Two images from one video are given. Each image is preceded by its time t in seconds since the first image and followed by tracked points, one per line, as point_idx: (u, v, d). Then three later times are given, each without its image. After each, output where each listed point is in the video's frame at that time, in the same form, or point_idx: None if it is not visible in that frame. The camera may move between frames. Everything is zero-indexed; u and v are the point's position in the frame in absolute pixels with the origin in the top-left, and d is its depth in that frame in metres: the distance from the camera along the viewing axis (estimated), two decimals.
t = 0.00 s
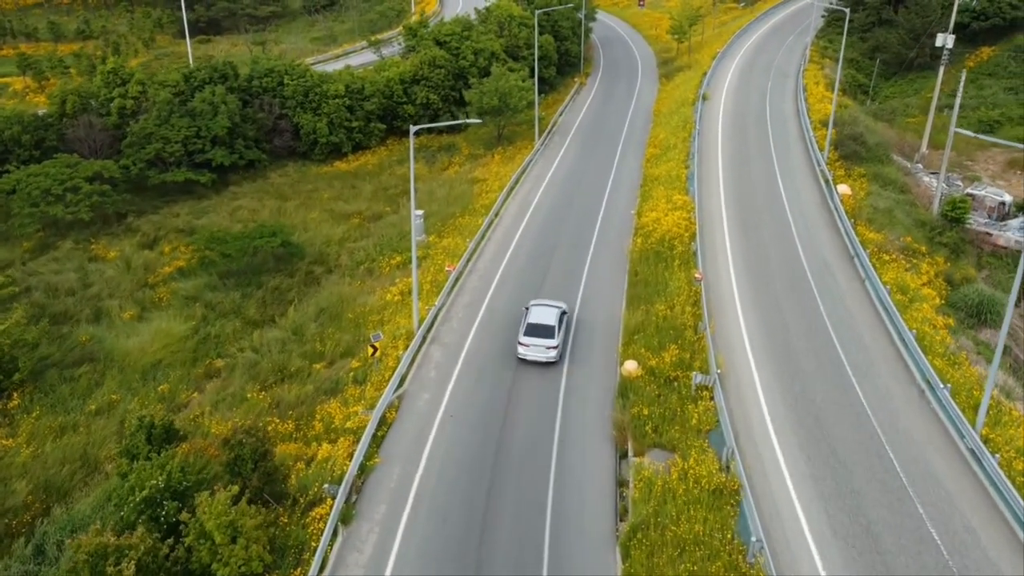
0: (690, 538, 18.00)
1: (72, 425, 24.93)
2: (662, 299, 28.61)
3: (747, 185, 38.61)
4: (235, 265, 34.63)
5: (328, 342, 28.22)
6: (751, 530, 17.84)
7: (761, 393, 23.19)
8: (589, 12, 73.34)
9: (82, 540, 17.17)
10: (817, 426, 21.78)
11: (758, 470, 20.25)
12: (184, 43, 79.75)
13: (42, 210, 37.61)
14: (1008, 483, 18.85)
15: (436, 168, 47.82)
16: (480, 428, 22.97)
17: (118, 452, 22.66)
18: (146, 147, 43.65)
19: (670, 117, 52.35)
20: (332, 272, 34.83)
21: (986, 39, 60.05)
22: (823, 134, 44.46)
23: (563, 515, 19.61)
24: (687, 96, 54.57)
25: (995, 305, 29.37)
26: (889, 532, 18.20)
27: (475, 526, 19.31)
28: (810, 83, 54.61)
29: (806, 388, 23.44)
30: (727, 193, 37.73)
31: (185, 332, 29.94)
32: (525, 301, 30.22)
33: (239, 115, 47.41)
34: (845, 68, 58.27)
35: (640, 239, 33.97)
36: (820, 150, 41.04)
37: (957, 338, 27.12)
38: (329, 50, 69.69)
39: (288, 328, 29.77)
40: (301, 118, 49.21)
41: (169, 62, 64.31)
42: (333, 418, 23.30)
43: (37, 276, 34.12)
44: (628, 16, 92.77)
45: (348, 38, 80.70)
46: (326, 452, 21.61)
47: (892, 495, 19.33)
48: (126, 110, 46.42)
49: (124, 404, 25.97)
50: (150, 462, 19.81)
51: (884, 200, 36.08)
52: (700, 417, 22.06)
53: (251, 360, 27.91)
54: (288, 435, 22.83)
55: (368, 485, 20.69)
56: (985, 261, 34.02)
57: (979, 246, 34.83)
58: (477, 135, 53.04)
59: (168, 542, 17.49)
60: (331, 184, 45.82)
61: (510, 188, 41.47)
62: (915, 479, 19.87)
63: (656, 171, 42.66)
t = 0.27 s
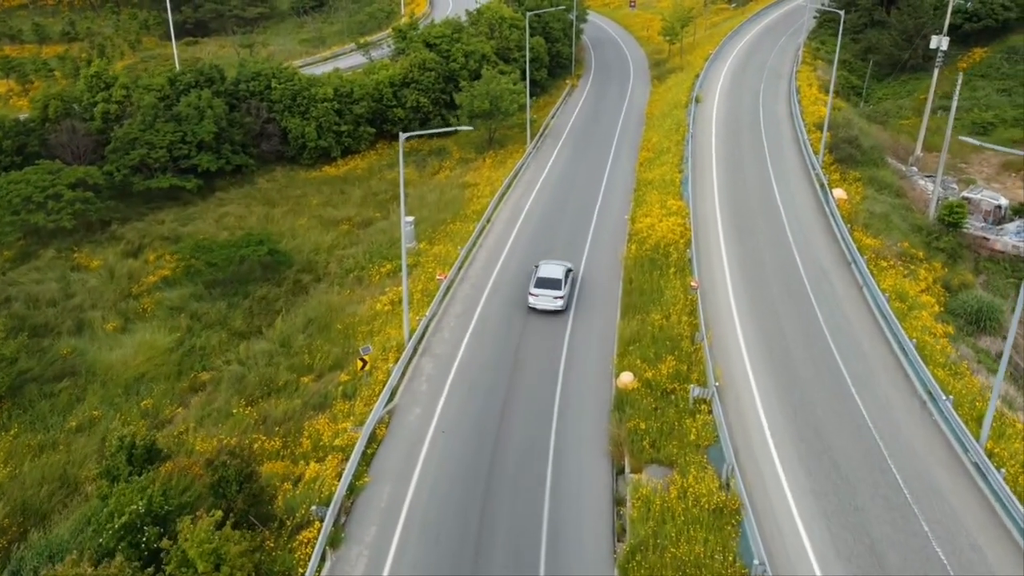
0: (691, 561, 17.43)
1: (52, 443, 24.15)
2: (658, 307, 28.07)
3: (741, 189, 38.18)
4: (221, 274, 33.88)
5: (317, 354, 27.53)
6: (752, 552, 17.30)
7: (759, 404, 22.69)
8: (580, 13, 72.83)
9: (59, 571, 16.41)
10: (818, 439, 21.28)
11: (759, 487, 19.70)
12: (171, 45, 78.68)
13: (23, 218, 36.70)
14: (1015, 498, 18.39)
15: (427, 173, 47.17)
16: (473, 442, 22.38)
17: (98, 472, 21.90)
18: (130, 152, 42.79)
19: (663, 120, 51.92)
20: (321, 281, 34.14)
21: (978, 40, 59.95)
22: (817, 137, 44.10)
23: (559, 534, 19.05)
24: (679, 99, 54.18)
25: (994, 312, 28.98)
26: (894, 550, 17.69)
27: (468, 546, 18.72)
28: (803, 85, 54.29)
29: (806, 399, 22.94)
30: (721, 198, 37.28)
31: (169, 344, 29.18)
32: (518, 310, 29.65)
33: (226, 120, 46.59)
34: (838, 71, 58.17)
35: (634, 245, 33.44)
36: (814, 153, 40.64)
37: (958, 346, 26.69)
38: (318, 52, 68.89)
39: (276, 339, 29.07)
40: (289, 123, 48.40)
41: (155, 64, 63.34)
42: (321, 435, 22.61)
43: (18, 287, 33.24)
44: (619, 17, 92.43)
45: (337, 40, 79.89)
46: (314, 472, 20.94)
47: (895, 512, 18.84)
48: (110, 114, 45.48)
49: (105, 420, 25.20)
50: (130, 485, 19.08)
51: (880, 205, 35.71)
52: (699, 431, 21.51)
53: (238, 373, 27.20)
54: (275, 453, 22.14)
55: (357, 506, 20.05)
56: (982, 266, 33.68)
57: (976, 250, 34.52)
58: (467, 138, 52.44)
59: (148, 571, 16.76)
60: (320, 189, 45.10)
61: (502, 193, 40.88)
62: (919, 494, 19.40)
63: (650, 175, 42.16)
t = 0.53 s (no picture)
0: None
1: (30, 462, 23.38)
2: (654, 317, 27.52)
3: (736, 194, 37.76)
4: (207, 283, 33.13)
5: (305, 366, 26.83)
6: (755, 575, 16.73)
7: (758, 418, 22.18)
8: (571, 14, 72.37)
9: None
10: (819, 454, 20.77)
11: (760, 506, 19.14)
12: (158, 47, 77.65)
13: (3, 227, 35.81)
14: (1022, 516, 17.89)
15: (417, 177, 46.49)
16: (466, 458, 21.77)
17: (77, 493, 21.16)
18: (114, 158, 41.94)
19: (655, 123, 51.43)
20: (309, 290, 33.44)
21: (971, 41, 59.75)
22: (811, 140, 43.73)
23: (555, 554, 18.47)
24: (672, 102, 53.78)
25: (994, 319, 28.58)
26: (900, 571, 17.16)
27: (461, 569, 18.10)
28: (796, 87, 53.96)
29: (806, 411, 22.45)
30: (715, 203, 36.81)
31: (152, 357, 28.40)
32: (511, 319, 29.07)
33: (212, 124, 45.76)
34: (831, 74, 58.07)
35: (629, 252, 32.89)
36: (809, 157, 40.21)
37: (958, 354, 26.24)
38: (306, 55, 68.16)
39: (263, 351, 28.35)
40: (276, 127, 47.62)
41: (140, 67, 62.31)
42: (309, 453, 21.91)
43: None
44: (609, 18, 92.10)
45: (326, 42, 79.00)
46: (301, 493, 20.24)
47: (901, 530, 18.32)
48: (94, 119, 44.59)
49: (86, 438, 24.43)
50: (109, 509, 18.37)
51: (876, 209, 35.30)
52: (697, 447, 20.94)
53: (223, 387, 26.48)
54: (261, 472, 21.44)
55: (346, 528, 19.39)
56: (980, 271, 33.33)
57: (973, 255, 34.18)
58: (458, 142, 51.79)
59: None
60: (308, 194, 44.34)
61: (494, 198, 40.27)
62: (923, 511, 18.89)
63: (643, 179, 41.65)
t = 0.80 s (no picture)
0: None
1: (6, 483, 22.56)
2: (649, 326, 26.96)
3: (730, 199, 37.32)
4: (191, 293, 32.32)
5: (292, 380, 26.11)
6: None
7: (758, 432, 21.67)
8: (562, 15, 71.86)
9: None
10: (820, 469, 20.28)
11: (762, 525, 18.59)
12: (144, 49, 76.53)
13: None
14: None
15: (406, 182, 45.82)
16: (458, 476, 21.17)
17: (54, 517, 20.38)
18: (96, 164, 41.02)
19: (647, 126, 51.00)
20: (296, 299, 32.71)
21: (962, 42, 59.73)
22: (805, 143, 43.37)
23: None
24: (664, 104, 53.34)
25: (993, 326, 28.22)
26: None
27: None
28: (788, 89, 53.63)
29: (806, 425, 21.97)
30: (709, 209, 36.36)
31: (135, 370, 27.61)
32: (503, 329, 28.47)
33: (197, 129, 44.87)
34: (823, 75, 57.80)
35: (622, 259, 32.36)
36: (804, 161, 39.82)
37: (958, 363, 25.82)
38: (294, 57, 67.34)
39: (248, 364, 27.60)
40: (263, 131, 46.79)
41: (124, 70, 61.33)
42: (295, 473, 21.20)
43: None
44: (599, 18, 91.73)
45: (314, 43, 78.19)
46: (287, 515, 19.53)
47: (906, 549, 17.82)
48: (76, 124, 43.63)
49: (65, 456, 23.63)
50: (86, 536, 17.62)
51: (872, 214, 34.89)
52: (696, 462, 20.38)
53: (208, 401, 25.73)
54: (246, 493, 20.72)
55: (334, 552, 18.71)
56: (977, 276, 32.95)
57: (969, 259, 33.82)
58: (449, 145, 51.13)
59: None
60: (296, 200, 43.57)
61: (484, 203, 39.65)
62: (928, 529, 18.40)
63: (636, 184, 41.14)
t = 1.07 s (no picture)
0: None
1: None
2: (644, 336, 26.39)
3: (724, 203, 36.82)
4: (175, 304, 31.50)
5: (278, 394, 25.38)
6: None
7: (757, 446, 21.12)
8: (552, 16, 71.32)
9: None
10: (821, 484, 19.76)
11: (763, 545, 18.03)
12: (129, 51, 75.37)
13: None
14: None
15: (395, 187, 45.11)
16: (450, 492, 20.58)
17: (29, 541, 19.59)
18: (78, 171, 40.10)
19: (639, 128, 50.49)
20: (283, 309, 31.95)
21: (954, 43, 59.70)
22: (799, 146, 42.95)
23: None
24: (656, 106, 52.85)
25: (992, 332, 27.82)
26: None
27: None
28: (780, 91, 53.27)
29: (806, 437, 21.45)
30: (703, 213, 35.84)
31: (116, 385, 26.80)
32: (495, 339, 27.82)
33: (182, 133, 43.94)
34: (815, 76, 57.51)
35: (616, 266, 31.79)
36: (798, 164, 39.41)
37: (958, 371, 25.38)
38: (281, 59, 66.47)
39: (233, 377, 26.84)
40: (249, 135, 45.92)
41: (107, 72, 60.29)
42: (281, 493, 20.47)
43: None
44: (590, 19, 91.31)
45: (301, 45, 77.29)
46: (273, 538, 18.80)
47: (911, 567, 17.31)
48: (57, 129, 42.65)
49: (42, 476, 22.81)
50: (61, 565, 16.86)
51: (868, 218, 34.47)
52: (694, 479, 19.82)
53: (192, 417, 24.95)
54: (229, 515, 19.99)
55: None
56: (974, 281, 32.54)
57: (966, 264, 33.44)
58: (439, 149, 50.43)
59: None
60: (283, 206, 42.77)
61: (475, 208, 39.00)
62: (934, 545, 17.91)
63: (629, 188, 40.60)
